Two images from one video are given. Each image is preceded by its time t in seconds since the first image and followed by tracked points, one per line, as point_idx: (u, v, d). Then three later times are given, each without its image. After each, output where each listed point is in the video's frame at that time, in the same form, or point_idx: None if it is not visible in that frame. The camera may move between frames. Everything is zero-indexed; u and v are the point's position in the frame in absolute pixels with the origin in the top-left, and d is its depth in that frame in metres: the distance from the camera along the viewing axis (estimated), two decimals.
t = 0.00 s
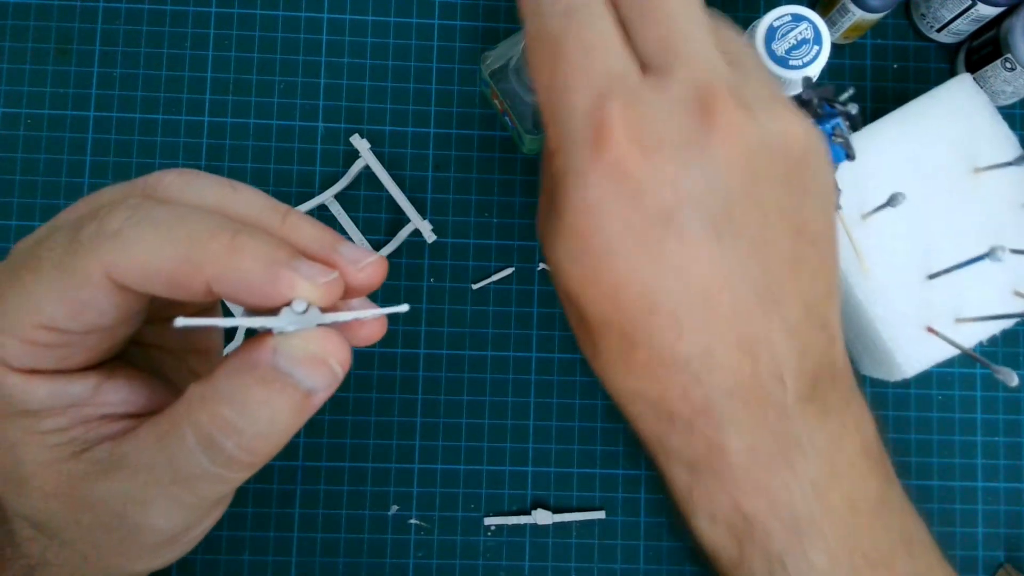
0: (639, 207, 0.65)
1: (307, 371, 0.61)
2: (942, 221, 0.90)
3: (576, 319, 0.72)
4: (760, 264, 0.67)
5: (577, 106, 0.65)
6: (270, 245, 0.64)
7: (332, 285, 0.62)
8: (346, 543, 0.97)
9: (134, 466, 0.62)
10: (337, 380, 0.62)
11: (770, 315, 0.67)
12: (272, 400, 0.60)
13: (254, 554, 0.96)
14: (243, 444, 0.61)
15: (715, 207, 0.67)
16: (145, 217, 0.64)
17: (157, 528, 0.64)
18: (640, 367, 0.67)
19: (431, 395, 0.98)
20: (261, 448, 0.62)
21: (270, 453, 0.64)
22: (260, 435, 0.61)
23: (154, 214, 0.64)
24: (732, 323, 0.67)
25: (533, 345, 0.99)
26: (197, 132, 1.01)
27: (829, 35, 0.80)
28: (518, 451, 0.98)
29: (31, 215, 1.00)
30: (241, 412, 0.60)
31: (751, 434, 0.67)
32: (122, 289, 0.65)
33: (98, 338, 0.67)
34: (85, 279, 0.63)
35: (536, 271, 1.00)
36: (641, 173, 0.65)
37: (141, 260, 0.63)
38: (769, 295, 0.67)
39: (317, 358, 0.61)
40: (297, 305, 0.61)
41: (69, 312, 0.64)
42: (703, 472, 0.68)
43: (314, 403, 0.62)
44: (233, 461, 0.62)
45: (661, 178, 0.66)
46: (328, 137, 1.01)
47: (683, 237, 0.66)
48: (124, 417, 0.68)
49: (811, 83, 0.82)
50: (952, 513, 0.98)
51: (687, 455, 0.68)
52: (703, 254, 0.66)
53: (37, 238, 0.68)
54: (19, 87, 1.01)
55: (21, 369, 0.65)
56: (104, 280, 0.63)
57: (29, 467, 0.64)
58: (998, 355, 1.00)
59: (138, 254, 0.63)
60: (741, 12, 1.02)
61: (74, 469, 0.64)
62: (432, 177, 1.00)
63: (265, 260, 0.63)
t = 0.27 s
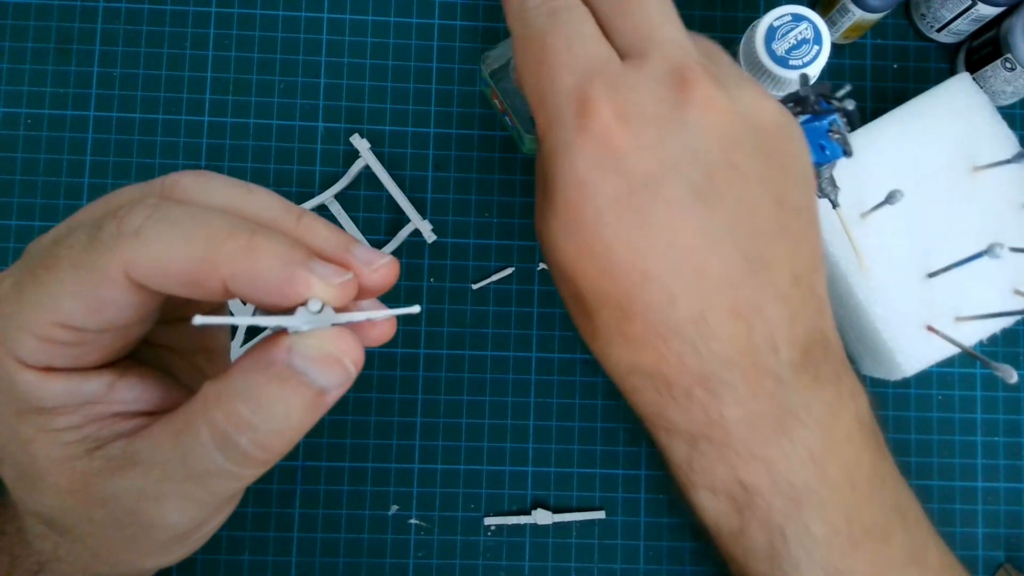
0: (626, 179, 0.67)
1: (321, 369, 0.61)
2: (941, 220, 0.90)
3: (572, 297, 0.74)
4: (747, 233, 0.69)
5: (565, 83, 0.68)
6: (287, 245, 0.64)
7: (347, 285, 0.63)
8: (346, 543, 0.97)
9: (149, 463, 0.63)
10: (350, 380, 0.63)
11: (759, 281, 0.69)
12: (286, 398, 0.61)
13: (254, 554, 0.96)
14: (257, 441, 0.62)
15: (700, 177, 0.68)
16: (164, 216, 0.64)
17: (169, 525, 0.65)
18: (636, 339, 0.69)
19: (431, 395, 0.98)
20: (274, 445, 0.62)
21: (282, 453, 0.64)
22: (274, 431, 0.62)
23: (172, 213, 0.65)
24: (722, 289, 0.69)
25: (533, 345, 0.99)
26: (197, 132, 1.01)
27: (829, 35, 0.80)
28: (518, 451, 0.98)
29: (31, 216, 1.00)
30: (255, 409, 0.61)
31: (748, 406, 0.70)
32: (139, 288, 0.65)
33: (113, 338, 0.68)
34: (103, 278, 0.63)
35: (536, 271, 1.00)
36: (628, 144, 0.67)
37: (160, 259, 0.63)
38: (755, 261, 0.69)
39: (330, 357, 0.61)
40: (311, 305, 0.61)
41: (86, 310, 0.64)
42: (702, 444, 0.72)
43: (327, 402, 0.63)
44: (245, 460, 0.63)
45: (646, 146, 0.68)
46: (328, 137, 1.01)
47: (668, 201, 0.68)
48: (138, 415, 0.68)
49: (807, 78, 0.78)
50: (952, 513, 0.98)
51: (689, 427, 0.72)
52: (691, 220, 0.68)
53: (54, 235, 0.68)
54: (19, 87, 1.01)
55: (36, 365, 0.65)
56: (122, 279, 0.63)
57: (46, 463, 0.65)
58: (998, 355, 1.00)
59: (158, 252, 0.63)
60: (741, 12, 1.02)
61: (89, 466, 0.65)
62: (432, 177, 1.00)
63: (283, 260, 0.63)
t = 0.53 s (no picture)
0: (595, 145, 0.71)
1: (333, 372, 0.60)
2: (941, 218, 0.90)
3: (555, 272, 0.76)
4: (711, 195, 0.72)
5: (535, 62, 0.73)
6: (302, 250, 0.64)
7: (359, 288, 0.62)
8: (346, 543, 0.97)
9: (160, 462, 0.63)
10: (359, 381, 0.62)
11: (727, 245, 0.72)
12: (297, 399, 0.60)
13: (254, 554, 0.96)
14: (268, 441, 0.61)
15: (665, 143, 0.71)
16: (179, 218, 0.65)
17: (179, 524, 0.65)
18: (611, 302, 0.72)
19: (431, 395, 0.98)
20: (285, 445, 0.62)
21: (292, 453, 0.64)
22: (285, 431, 0.61)
23: (187, 216, 0.65)
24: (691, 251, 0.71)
25: (533, 345, 0.99)
26: (197, 132, 1.01)
27: (830, 35, 0.80)
28: (518, 450, 0.98)
29: (31, 216, 1.00)
30: (267, 410, 0.60)
31: (725, 374, 0.72)
32: (154, 289, 0.65)
33: (126, 338, 0.68)
34: (119, 278, 0.63)
35: (536, 271, 1.00)
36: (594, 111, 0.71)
37: (175, 259, 0.63)
38: (725, 230, 0.72)
39: (341, 359, 0.60)
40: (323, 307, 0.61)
41: (100, 309, 0.64)
42: (680, 415, 0.74)
43: (337, 404, 0.62)
44: (256, 460, 0.62)
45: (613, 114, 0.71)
46: (328, 137, 1.01)
47: (635, 165, 0.70)
48: (149, 415, 0.69)
49: (807, 78, 0.77)
50: (952, 513, 0.98)
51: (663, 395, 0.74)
52: (658, 183, 0.70)
53: (70, 237, 0.68)
54: (19, 87, 1.01)
55: (50, 364, 0.66)
56: (138, 280, 0.64)
57: (58, 461, 0.66)
58: (998, 355, 1.00)
59: (173, 253, 0.63)
60: (741, 12, 1.02)
61: (100, 465, 0.65)
62: (432, 177, 1.00)
63: (297, 263, 0.64)
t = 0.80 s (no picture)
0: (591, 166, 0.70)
1: (350, 374, 0.62)
2: (942, 218, 0.90)
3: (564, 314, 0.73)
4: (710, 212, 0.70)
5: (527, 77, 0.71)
6: (326, 255, 0.67)
7: (377, 293, 0.64)
8: (346, 543, 0.97)
9: (172, 457, 0.64)
10: (373, 384, 0.64)
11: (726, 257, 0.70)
12: (313, 399, 0.62)
13: (254, 554, 0.96)
14: (280, 440, 0.62)
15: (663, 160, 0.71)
16: (210, 221, 0.67)
17: (188, 520, 0.66)
18: (602, 324, 0.69)
19: (431, 395, 0.98)
20: (297, 445, 0.63)
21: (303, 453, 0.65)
22: (299, 432, 0.62)
23: (215, 218, 0.67)
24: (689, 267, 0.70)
25: (533, 345, 0.99)
26: (197, 132, 1.01)
27: (829, 35, 0.80)
28: (518, 450, 0.98)
29: (31, 215, 1.00)
30: (283, 409, 0.61)
31: (721, 387, 0.66)
32: (180, 288, 0.67)
33: (149, 333, 0.69)
34: (146, 275, 0.65)
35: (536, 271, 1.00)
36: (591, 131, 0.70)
37: (200, 258, 0.66)
38: (736, 266, 0.70)
39: (357, 361, 0.62)
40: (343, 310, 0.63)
41: (129, 304, 0.66)
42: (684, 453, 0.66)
43: (349, 406, 0.64)
44: (267, 459, 0.63)
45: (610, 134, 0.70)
46: (328, 136, 1.01)
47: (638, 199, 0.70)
48: (168, 413, 0.69)
49: (806, 78, 0.77)
50: (952, 513, 0.98)
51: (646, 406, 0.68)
52: (665, 217, 0.70)
53: (102, 235, 0.71)
54: (19, 87, 1.01)
55: (76, 357, 0.67)
56: (164, 277, 0.66)
57: (74, 455, 0.67)
58: (998, 355, 1.00)
59: (200, 253, 0.66)
60: (741, 12, 1.02)
61: (114, 460, 0.66)
62: (432, 177, 1.00)
63: (320, 266, 0.66)
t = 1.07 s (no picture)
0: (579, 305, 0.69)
1: (375, 345, 0.62)
2: (942, 217, 0.90)
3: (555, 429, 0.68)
4: (719, 357, 0.63)
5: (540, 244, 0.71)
6: (365, 237, 0.71)
7: (406, 272, 0.68)
8: (346, 543, 0.97)
9: (202, 420, 0.69)
10: (397, 362, 0.64)
11: (730, 389, 0.63)
12: (339, 369, 0.63)
13: (254, 554, 0.96)
14: (305, 404, 0.64)
15: (668, 307, 0.65)
16: (261, 201, 0.73)
17: (211, 484, 0.70)
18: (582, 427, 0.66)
19: (431, 395, 0.98)
20: (320, 412, 0.65)
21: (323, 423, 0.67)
22: (322, 399, 0.64)
23: (268, 200, 0.73)
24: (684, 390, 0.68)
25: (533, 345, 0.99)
26: (197, 132, 1.01)
27: (829, 35, 0.80)
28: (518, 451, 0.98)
29: (31, 216, 1.00)
30: (311, 375, 0.63)
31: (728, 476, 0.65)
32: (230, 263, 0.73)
33: (196, 303, 0.76)
34: (202, 248, 0.71)
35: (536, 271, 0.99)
36: (588, 273, 0.67)
37: (249, 234, 0.71)
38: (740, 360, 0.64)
39: (384, 335, 0.62)
40: (373, 286, 0.65)
41: (182, 272, 0.72)
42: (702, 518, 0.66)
43: (373, 381, 0.65)
44: (290, 422, 0.66)
45: (611, 296, 0.67)
46: (328, 137, 1.01)
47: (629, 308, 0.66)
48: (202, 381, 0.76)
49: (807, 78, 0.77)
50: (952, 513, 0.98)
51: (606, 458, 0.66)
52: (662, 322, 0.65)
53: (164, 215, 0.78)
54: (19, 87, 1.01)
55: (133, 321, 0.74)
56: (218, 252, 0.72)
57: (119, 412, 0.72)
58: (998, 355, 1.00)
59: (250, 228, 0.71)
60: (742, 11, 1.02)
61: (151, 421, 0.72)
62: (432, 177, 1.00)
63: (357, 244, 0.70)
